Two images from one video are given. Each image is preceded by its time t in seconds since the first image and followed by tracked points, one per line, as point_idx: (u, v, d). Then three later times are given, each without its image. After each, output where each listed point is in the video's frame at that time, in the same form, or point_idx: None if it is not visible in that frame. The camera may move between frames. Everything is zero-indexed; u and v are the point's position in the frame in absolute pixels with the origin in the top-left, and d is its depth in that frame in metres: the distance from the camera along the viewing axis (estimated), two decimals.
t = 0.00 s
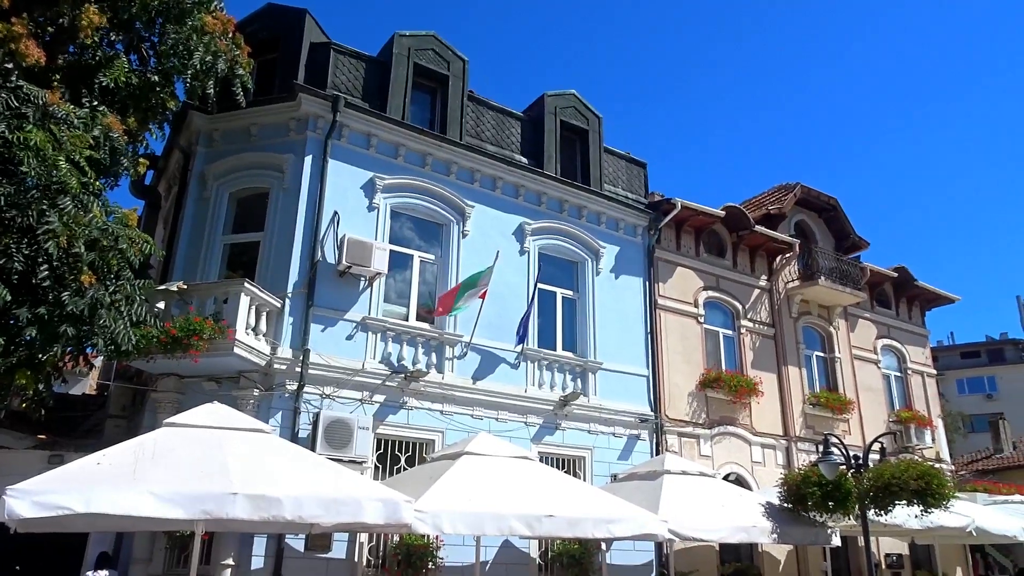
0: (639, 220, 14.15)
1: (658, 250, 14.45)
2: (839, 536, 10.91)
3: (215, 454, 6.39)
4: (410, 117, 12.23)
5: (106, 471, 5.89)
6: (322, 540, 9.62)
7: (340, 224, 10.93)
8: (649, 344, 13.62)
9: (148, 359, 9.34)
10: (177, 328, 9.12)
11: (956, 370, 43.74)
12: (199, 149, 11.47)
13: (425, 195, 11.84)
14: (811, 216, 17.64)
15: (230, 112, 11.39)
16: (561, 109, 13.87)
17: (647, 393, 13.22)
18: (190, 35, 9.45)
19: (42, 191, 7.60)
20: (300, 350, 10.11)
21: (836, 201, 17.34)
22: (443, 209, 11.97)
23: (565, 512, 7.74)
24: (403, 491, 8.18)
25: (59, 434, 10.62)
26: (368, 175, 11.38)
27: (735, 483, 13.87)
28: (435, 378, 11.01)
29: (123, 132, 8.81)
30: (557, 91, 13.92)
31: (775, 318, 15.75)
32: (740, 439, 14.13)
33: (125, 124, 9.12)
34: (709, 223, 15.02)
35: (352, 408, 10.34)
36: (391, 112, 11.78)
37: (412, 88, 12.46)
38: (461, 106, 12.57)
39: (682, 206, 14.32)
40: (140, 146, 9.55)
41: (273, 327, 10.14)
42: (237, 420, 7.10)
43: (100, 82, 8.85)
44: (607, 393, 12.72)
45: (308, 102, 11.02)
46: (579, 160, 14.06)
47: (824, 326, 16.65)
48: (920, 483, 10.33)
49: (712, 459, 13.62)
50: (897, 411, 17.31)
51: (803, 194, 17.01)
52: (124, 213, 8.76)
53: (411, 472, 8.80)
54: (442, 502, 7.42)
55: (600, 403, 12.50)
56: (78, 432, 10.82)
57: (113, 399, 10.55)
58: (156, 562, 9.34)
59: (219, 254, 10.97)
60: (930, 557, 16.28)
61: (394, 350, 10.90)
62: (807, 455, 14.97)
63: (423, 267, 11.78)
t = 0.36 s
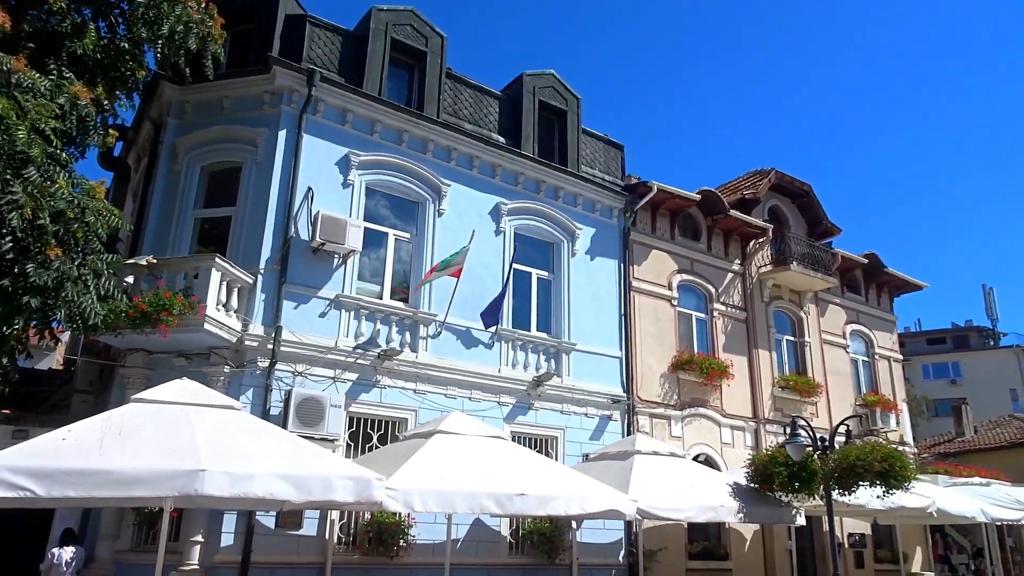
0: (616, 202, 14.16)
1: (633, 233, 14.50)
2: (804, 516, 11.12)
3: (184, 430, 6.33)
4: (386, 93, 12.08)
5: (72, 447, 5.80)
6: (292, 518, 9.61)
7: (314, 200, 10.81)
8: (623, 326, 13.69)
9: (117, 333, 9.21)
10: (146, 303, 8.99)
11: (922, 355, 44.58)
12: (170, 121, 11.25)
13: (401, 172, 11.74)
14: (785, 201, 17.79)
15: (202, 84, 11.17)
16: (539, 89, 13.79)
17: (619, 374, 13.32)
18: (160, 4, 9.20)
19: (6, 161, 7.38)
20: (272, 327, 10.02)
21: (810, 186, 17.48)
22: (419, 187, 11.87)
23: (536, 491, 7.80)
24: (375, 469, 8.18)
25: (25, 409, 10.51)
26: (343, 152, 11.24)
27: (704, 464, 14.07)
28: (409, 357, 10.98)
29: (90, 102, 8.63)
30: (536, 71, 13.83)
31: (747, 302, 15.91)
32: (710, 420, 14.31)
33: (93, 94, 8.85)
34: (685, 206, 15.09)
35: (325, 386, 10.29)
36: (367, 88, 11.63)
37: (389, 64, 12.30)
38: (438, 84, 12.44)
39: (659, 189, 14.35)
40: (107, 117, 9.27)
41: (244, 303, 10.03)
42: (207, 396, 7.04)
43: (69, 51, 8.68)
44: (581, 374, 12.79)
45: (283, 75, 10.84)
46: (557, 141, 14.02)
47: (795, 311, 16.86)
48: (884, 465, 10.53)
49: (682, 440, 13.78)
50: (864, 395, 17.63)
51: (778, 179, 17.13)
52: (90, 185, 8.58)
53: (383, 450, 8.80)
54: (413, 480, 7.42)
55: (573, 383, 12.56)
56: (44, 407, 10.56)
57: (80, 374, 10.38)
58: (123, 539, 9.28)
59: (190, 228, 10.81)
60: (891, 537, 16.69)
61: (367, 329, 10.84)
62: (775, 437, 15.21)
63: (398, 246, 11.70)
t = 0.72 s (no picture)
0: (587, 177, 14.14)
1: (605, 208, 14.51)
2: (763, 489, 11.37)
3: (146, 400, 6.23)
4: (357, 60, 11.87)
5: (29, 414, 5.67)
6: (258, 487, 9.58)
7: (282, 168, 10.63)
8: (592, 301, 13.76)
9: (78, 300, 9.02)
10: (107, 270, 8.75)
11: (883, 334, 45.50)
12: (133, 83, 10.95)
13: (371, 142, 11.57)
14: (755, 180, 17.92)
15: (167, 46, 10.88)
16: (513, 61, 13.65)
17: (588, 348, 13.41)
18: None
19: None
20: (238, 296, 9.89)
21: (780, 165, 17.62)
22: (389, 157, 11.73)
23: (503, 463, 7.87)
24: (342, 439, 8.16)
25: None
26: (313, 119, 11.05)
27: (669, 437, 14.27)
28: (377, 328, 10.93)
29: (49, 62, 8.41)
30: (510, 42, 13.68)
31: (715, 279, 16.07)
32: (676, 395, 14.50)
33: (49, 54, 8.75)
34: (656, 183, 15.12)
35: (292, 356, 10.21)
36: (338, 55, 11.41)
37: (361, 31, 12.07)
38: (410, 52, 12.24)
39: (631, 165, 14.36)
40: (64, 78, 9.23)
41: (210, 272, 9.87)
42: (170, 365, 6.94)
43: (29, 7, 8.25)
44: (549, 348, 12.85)
45: (251, 39, 10.59)
46: (530, 114, 13.92)
47: (761, 288, 17.07)
48: (843, 440, 10.77)
49: (648, 414, 13.96)
50: (826, 372, 17.97)
51: (749, 158, 17.24)
52: (49, 146, 8.36)
53: (351, 421, 8.77)
54: (380, 451, 7.42)
55: (542, 357, 12.62)
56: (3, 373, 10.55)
57: (39, 341, 10.16)
58: (85, 508, 9.17)
59: (154, 194, 10.58)
60: (848, 509, 17.15)
61: (336, 300, 10.75)
62: (739, 412, 15.48)
63: (368, 216, 11.58)
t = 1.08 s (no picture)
0: (556, 155, 14.11)
1: (573, 187, 14.51)
2: (723, 465, 11.59)
3: (103, 374, 6.10)
4: (324, 31, 11.64)
5: None
6: (220, 463, 9.49)
7: (246, 140, 10.42)
8: (559, 279, 13.79)
9: (32, 272, 8.77)
10: (62, 241, 8.48)
11: (843, 316, 46.33)
12: (90, 48, 10.61)
13: (338, 115, 11.39)
14: (722, 162, 18.05)
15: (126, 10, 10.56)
16: (483, 36, 13.51)
17: (554, 327, 13.46)
18: None
19: None
20: (200, 269, 9.72)
21: (746, 148, 17.76)
22: (357, 131, 11.56)
23: (467, 439, 7.89)
24: (305, 415, 8.10)
25: None
26: (278, 90, 10.83)
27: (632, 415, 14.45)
28: (343, 304, 10.83)
29: None
30: (480, 17, 13.53)
31: (681, 259, 16.20)
32: (640, 374, 14.66)
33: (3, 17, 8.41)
34: (625, 163, 15.15)
35: (255, 331, 10.09)
36: (304, 25, 11.18)
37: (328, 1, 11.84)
38: (379, 24, 12.04)
39: (600, 145, 14.36)
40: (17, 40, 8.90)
41: (170, 244, 9.68)
42: (128, 338, 6.81)
43: None
44: (516, 326, 12.87)
45: (214, 6, 10.32)
46: (500, 90, 13.81)
47: (726, 270, 17.27)
48: (801, 418, 10.99)
49: (612, 392, 14.10)
50: (787, 352, 18.30)
51: (716, 140, 17.34)
52: None
53: (315, 397, 8.70)
54: (344, 427, 7.39)
55: (508, 335, 12.65)
56: None
57: None
58: (40, 483, 9.00)
59: (112, 163, 10.31)
60: (804, 486, 17.56)
61: (300, 275, 10.62)
62: (701, 391, 15.71)
63: (334, 191, 11.43)
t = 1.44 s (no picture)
0: (525, 135, 14.04)
1: (541, 168, 14.47)
2: (683, 446, 11.81)
3: (58, 349, 5.96)
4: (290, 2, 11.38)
5: None
6: (179, 441, 9.36)
7: (208, 112, 10.18)
8: (525, 260, 13.79)
9: None
10: (14, 212, 8.14)
11: (803, 301, 47.10)
12: (44, 13, 10.26)
13: (303, 89, 11.18)
14: (689, 146, 18.14)
15: None
16: (453, 13, 13.33)
17: (520, 307, 13.48)
18: None
19: None
20: (160, 244, 9.52)
21: (713, 132, 17.87)
22: (322, 106, 11.36)
23: (432, 418, 7.88)
24: (268, 394, 8.02)
25: None
26: (241, 62, 10.58)
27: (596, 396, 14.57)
28: (307, 282, 10.70)
29: None
30: None
31: (647, 242, 16.30)
32: (604, 355, 14.78)
33: None
34: (593, 144, 15.14)
35: (217, 308, 9.93)
36: None
37: None
38: None
39: (568, 126, 14.32)
40: None
41: (128, 218, 9.46)
42: (85, 313, 6.65)
43: None
44: (481, 306, 12.86)
45: None
46: (469, 68, 13.67)
47: (691, 253, 17.43)
48: (761, 400, 11.00)
49: (576, 372, 14.19)
50: (748, 335, 18.58)
51: (683, 123, 17.41)
52: None
53: (277, 375, 8.61)
54: (308, 406, 7.33)
55: (473, 315, 12.63)
56: None
57: None
58: None
59: (67, 133, 10.02)
60: (762, 466, 17.93)
61: (263, 252, 10.46)
62: (664, 373, 15.89)
63: (299, 167, 11.24)
